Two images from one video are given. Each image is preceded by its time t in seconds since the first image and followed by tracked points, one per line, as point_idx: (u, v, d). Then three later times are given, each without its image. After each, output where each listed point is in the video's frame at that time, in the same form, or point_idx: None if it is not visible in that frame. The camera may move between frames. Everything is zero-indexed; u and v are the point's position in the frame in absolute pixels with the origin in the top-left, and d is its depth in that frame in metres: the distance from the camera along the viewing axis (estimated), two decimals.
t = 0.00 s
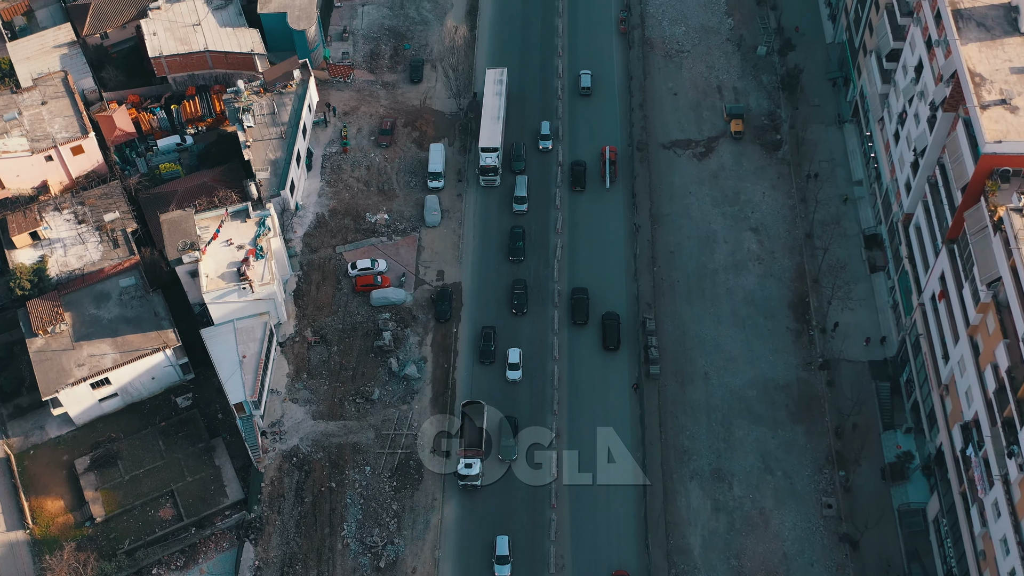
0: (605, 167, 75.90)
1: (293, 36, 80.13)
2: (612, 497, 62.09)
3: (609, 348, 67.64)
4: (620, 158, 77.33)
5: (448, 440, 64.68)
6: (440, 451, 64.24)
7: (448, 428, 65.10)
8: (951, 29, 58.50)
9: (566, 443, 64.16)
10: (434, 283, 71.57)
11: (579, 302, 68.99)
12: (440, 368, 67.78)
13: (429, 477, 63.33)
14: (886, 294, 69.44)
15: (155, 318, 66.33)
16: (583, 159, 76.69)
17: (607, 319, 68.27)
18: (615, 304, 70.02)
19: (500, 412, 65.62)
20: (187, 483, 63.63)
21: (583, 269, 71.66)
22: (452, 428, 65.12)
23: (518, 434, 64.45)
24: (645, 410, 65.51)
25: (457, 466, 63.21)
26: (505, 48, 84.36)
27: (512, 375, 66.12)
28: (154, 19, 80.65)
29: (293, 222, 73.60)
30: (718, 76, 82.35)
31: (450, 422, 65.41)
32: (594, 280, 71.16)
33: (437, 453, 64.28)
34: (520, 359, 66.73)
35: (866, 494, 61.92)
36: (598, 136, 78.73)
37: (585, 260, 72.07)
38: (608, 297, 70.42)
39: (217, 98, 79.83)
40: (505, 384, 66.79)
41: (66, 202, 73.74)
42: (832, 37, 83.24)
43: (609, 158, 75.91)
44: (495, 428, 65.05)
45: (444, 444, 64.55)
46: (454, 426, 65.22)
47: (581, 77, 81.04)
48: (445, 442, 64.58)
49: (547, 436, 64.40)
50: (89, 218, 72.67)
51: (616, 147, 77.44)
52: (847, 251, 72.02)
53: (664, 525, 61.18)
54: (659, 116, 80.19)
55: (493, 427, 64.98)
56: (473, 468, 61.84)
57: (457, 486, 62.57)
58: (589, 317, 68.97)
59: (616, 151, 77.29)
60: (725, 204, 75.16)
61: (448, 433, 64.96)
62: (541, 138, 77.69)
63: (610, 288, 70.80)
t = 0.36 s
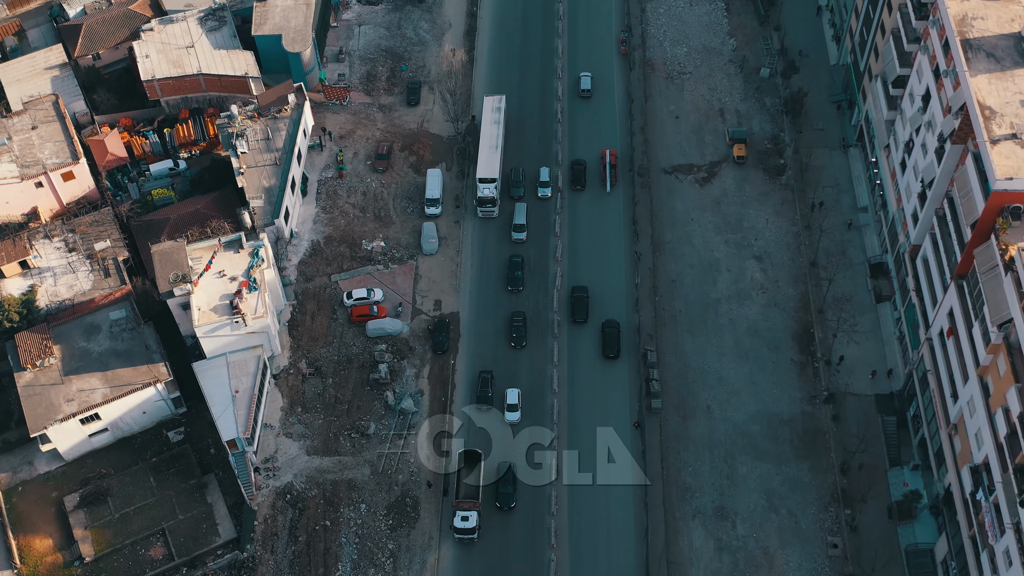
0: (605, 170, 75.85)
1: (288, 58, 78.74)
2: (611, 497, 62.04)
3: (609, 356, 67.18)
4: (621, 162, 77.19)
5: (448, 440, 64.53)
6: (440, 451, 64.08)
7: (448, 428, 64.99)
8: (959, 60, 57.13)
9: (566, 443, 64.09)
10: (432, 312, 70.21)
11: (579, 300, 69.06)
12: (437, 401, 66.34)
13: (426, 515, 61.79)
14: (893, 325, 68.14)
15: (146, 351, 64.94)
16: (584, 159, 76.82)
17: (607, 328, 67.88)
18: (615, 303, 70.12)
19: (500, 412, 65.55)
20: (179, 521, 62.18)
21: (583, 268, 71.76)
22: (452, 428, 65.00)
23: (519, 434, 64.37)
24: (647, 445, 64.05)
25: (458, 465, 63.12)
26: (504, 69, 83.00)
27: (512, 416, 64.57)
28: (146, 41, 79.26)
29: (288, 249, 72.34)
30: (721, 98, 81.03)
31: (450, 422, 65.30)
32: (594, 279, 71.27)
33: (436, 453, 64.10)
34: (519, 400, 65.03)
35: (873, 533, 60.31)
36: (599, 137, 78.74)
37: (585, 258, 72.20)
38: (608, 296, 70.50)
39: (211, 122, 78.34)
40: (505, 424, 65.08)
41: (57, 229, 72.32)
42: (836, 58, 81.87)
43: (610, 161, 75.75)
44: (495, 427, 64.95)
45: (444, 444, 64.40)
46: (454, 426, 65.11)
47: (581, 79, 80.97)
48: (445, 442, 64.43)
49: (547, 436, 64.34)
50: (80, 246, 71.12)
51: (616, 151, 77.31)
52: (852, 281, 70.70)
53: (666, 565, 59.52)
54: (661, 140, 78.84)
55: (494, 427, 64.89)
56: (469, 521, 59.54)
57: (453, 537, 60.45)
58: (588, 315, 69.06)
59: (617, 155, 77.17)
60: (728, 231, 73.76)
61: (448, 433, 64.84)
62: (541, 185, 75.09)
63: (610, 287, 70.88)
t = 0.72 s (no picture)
0: (605, 174, 75.61)
1: (283, 81, 77.29)
2: (611, 497, 61.87)
3: (609, 364, 66.86)
4: (621, 165, 77.05)
5: (449, 440, 64.54)
6: (440, 451, 64.05)
7: (449, 429, 65.00)
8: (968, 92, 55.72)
9: (566, 443, 64.03)
10: (429, 343, 68.83)
11: (579, 298, 69.20)
12: (435, 436, 64.82)
13: (422, 554, 60.28)
14: (899, 357, 66.80)
15: (137, 385, 63.55)
16: (584, 159, 76.84)
17: (607, 335, 67.62)
18: (614, 303, 70.24)
19: (500, 412, 65.54)
20: (170, 560, 60.87)
21: (583, 266, 71.92)
22: (453, 428, 65.01)
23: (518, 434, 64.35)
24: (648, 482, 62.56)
25: (458, 465, 63.23)
26: (503, 90, 81.63)
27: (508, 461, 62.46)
28: (139, 63, 77.92)
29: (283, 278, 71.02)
30: (723, 121, 79.65)
31: (450, 423, 65.30)
32: (594, 277, 71.43)
33: (436, 452, 64.12)
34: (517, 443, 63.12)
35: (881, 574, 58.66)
36: (599, 139, 78.74)
37: (585, 256, 72.40)
38: (607, 294, 70.61)
39: (204, 146, 76.96)
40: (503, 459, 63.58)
41: (47, 257, 70.94)
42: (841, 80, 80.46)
43: (610, 165, 75.45)
44: (495, 427, 64.95)
45: (445, 444, 64.39)
46: (454, 426, 65.12)
47: (581, 81, 80.83)
48: (445, 442, 64.44)
49: (547, 436, 64.29)
50: (70, 275, 69.79)
51: (616, 155, 77.15)
52: (858, 312, 69.35)
53: None
54: (662, 164, 77.45)
55: (494, 427, 64.93)
56: None
57: None
58: (588, 312, 69.21)
59: (617, 158, 76.97)
60: (731, 259, 72.39)
61: (448, 433, 64.84)
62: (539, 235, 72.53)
63: (610, 286, 71.01)
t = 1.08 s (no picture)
0: (606, 178, 75.40)
1: (278, 105, 75.88)
2: (611, 497, 61.96)
3: (610, 372, 66.65)
4: (622, 168, 76.95)
5: (448, 440, 64.50)
6: (440, 451, 64.02)
7: (448, 429, 64.95)
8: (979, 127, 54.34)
9: (566, 443, 64.11)
10: (426, 375, 67.42)
11: (580, 296, 69.38)
12: (432, 472, 63.29)
13: None
14: (906, 390, 65.47)
15: (128, 421, 62.19)
16: (584, 159, 76.82)
17: (607, 343, 67.43)
18: (614, 301, 70.38)
19: (500, 415, 65.46)
20: None
21: (584, 264, 72.10)
22: (452, 428, 64.95)
23: (518, 434, 64.35)
24: (650, 522, 60.98)
25: (459, 465, 63.21)
26: (502, 113, 80.32)
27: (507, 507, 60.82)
28: (132, 86, 76.56)
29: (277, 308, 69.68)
30: (726, 146, 78.27)
31: (450, 423, 65.26)
32: (594, 275, 71.63)
33: (436, 453, 64.03)
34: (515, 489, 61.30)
35: None
36: (599, 139, 78.73)
37: (585, 253, 72.61)
38: (607, 293, 70.80)
39: (198, 172, 75.68)
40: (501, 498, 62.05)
41: (37, 286, 69.57)
42: (846, 103, 79.06)
43: (611, 169, 75.31)
44: (495, 429, 64.94)
45: (444, 444, 64.35)
46: (454, 427, 65.05)
47: (583, 83, 80.67)
48: (445, 443, 64.39)
49: (547, 436, 64.37)
50: (60, 305, 68.50)
51: (617, 159, 76.95)
52: (864, 343, 68.01)
53: None
54: (664, 190, 76.09)
55: (494, 427, 64.93)
56: None
57: None
58: (589, 310, 69.37)
59: (618, 163, 76.72)
60: (735, 288, 71.06)
61: (448, 433, 64.79)
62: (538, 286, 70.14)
63: (609, 284, 71.22)
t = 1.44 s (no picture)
0: (608, 182, 75.32)
1: (274, 130, 74.49)
2: (611, 496, 62.11)
3: (611, 380, 66.41)
4: (623, 172, 76.84)
5: (449, 440, 64.56)
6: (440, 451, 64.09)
7: (449, 428, 65.00)
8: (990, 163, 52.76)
9: (566, 443, 64.25)
10: (424, 409, 66.04)
11: (581, 295, 69.54)
12: (429, 510, 61.94)
13: None
14: (914, 426, 64.03)
15: (119, 458, 60.82)
16: (585, 159, 76.99)
17: (608, 351, 67.17)
18: (615, 300, 70.63)
19: (500, 414, 65.58)
20: None
21: (584, 263, 72.30)
22: (453, 428, 65.00)
23: (518, 462, 63.33)
24: (652, 563, 59.44)
25: (459, 465, 63.28)
26: (502, 134, 79.13)
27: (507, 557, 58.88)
28: (125, 110, 75.20)
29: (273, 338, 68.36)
30: (730, 171, 76.89)
31: (451, 422, 65.30)
32: (595, 273, 71.85)
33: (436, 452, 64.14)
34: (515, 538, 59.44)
35: None
36: (601, 140, 78.85)
37: (586, 252, 72.81)
38: (608, 291, 71.05)
39: (192, 197, 74.35)
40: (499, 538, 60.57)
41: (27, 316, 68.10)
42: (852, 128, 77.63)
43: (612, 172, 75.24)
44: (495, 428, 65.08)
45: (445, 443, 64.43)
46: (454, 426, 65.13)
47: (584, 85, 80.69)
48: (445, 442, 64.48)
49: (547, 436, 64.50)
50: (51, 336, 67.06)
51: (618, 162, 76.93)
52: (871, 377, 66.61)
53: None
54: (666, 217, 74.73)
55: (494, 428, 65.00)
56: None
57: None
58: (590, 309, 69.54)
59: (619, 166, 76.66)
60: (739, 319, 69.69)
61: (448, 433, 64.85)
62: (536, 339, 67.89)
63: (610, 281, 71.50)
